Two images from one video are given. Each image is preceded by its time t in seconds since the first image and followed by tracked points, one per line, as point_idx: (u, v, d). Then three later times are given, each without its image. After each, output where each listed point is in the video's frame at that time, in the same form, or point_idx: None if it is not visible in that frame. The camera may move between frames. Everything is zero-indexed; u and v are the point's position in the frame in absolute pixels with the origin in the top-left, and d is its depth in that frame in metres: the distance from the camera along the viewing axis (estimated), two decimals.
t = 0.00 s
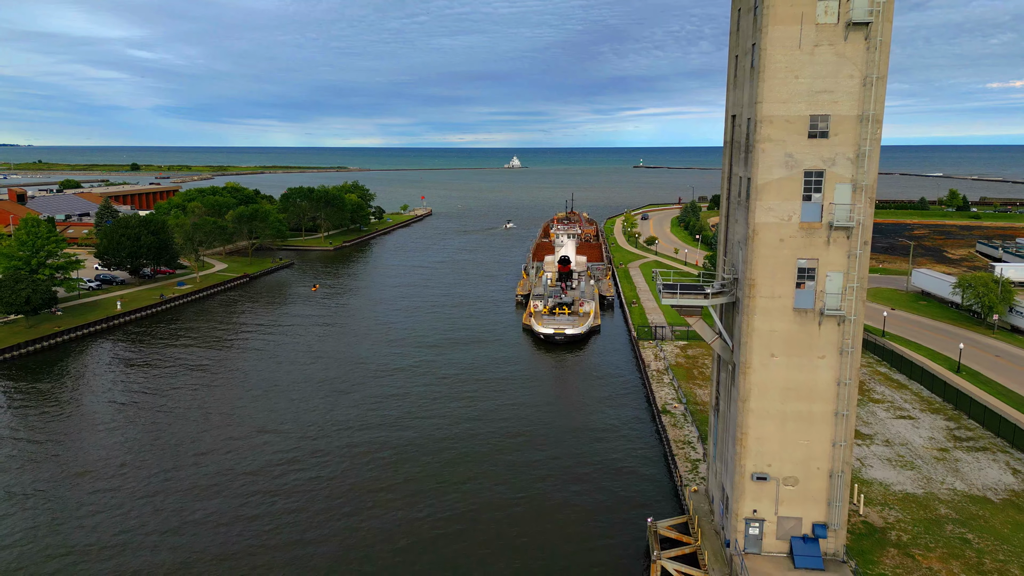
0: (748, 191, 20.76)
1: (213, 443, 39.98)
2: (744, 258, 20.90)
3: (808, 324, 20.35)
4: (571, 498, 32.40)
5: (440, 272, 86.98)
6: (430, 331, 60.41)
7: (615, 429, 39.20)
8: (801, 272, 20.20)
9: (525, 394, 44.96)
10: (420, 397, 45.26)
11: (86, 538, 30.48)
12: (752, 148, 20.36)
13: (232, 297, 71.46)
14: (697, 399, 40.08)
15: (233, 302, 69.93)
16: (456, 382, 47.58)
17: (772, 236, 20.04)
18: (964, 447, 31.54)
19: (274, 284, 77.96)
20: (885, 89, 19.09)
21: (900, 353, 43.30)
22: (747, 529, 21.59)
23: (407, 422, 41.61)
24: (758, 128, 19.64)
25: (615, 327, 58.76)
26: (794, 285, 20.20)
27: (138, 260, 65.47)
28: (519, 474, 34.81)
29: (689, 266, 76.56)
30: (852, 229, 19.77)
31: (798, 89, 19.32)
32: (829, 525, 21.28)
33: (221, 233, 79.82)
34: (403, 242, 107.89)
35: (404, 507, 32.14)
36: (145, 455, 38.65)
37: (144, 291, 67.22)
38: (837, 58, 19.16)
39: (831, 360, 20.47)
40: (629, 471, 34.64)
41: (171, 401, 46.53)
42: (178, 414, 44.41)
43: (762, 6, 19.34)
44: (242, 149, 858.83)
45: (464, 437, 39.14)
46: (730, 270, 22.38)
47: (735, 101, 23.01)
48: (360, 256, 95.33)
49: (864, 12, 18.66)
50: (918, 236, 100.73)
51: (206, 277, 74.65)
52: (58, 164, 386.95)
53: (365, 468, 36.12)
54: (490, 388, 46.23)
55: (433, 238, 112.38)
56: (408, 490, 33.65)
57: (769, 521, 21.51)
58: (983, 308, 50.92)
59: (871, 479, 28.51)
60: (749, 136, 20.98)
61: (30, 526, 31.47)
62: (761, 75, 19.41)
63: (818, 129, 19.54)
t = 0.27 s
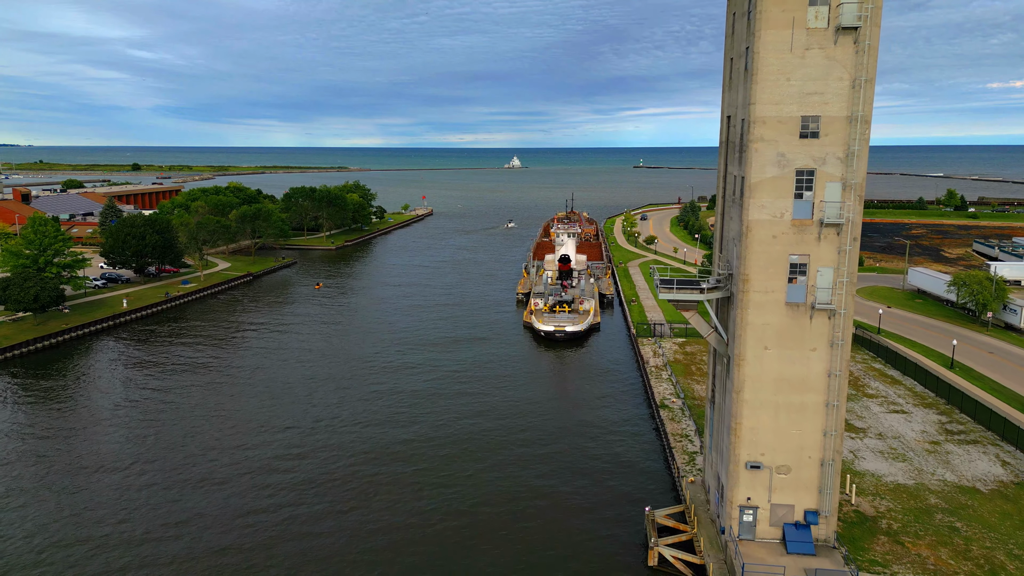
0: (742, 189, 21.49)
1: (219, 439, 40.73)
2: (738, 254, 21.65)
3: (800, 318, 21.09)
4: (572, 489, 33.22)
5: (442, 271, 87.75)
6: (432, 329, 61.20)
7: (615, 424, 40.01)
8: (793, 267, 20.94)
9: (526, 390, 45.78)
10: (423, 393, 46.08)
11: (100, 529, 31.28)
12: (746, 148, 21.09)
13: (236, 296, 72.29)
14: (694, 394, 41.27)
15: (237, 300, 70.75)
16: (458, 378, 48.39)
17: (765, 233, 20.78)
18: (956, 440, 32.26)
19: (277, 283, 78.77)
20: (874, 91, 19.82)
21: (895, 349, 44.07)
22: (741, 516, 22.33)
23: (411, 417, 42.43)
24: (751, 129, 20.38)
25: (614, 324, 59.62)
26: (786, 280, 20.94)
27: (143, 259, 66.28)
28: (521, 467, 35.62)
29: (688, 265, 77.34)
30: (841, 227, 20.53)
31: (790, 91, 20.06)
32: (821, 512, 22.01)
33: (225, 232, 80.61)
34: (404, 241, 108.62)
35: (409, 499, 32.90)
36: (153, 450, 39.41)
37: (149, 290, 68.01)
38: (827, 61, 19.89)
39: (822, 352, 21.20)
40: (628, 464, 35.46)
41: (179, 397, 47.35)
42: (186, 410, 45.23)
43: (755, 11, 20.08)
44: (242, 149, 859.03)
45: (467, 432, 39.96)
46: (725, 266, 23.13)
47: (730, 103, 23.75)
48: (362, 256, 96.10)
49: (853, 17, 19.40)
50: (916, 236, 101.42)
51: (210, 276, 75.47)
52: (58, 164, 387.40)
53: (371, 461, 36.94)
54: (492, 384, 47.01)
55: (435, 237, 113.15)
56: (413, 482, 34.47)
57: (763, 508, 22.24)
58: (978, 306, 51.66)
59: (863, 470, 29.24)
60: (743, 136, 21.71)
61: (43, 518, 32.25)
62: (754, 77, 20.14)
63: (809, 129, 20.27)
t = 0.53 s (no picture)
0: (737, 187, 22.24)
1: (225, 433, 41.51)
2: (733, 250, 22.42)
3: (792, 311, 21.86)
4: (572, 480, 34.06)
5: (443, 270, 88.56)
6: (434, 327, 62.07)
7: (614, 419, 40.88)
8: (786, 263, 21.71)
9: (528, 386, 46.62)
10: (427, 389, 46.92)
11: (112, 519, 32.06)
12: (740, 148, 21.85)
13: (239, 294, 73.09)
14: (692, 389, 42.13)
15: (240, 298, 71.54)
16: (460, 374, 49.24)
17: (758, 229, 21.55)
18: (947, 433, 33.04)
19: (280, 281, 79.59)
20: (863, 93, 20.59)
21: (889, 346, 44.87)
22: (735, 503, 23.10)
23: (414, 412, 43.29)
24: (744, 130, 21.16)
25: (614, 321, 60.47)
26: (778, 275, 21.71)
27: (148, 258, 67.14)
28: (523, 459, 36.47)
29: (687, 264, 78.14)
30: (832, 224, 21.30)
31: (782, 92, 20.82)
32: (813, 499, 22.78)
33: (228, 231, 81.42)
34: (405, 240, 109.41)
35: (413, 490, 33.66)
36: (161, 444, 40.21)
37: (154, 288, 68.85)
38: (818, 64, 20.65)
39: (814, 345, 21.97)
40: (627, 456, 36.33)
41: (185, 393, 48.18)
42: (192, 405, 46.06)
43: (749, 15, 20.85)
44: (242, 149, 858.80)
45: (469, 425, 40.80)
46: (720, 263, 23.89)
47: (725, 103, 24.51)
48: (363, 255, 96.89)
49: (842, 22, 20.16)
50: (913, 235, 102.11)
51: (214, 274, 76.32)
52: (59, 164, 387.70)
53: (375, 454, 37.78)
54: (493, 380, 47.83)
55: (436, 237, 113.92)
56: (417, 474, 35.30)
57: (756, 496, 23.02)
58: (972, 304, 52.45)
59: (856, 462, 30.03)
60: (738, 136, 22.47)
61: (56, 509, 33.05)
62: (748, 79, 20.91)
63: (801, 129, 21.04)
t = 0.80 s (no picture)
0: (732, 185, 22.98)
1: (231, 428, 42.31)
2: (728, 247, 23.18)
3: (785, 306, 22.63)
4: (573, 472, 34.93)
5: (444, 269, 89.37)
6: (436, 325, 62.89)
7: (614, 413, 41.72)
8: (779, 259, 22.48)
9: (529, 382, 47.43)
10: (429, 385, 47.75)
11: (123, 509, 32.84)
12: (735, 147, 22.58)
13: (243, 292, 73.95)
14: (690, 384, 43.03)
15: (244, 297, 72.41)
16: (462, 371, 50.10)
17: (752, 226, 22.31)
18: (938, 426, 33.80)
19: (283, 280, 80.38)
20: (852, 95, 21.34)
21: (884, 342, 45.64)
22: (730, 491, 23.86)
23: (417, 407, 44.14)
24: (739, 130, 21.92)
25: (613, 319, 61.27)
26: (771, 271, 22.46)
27: (153, 256, 67.97)
28: (525, 452, 37.30)
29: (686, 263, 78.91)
30: (823, 221, 22.05)
31: (775, 95, 21.57)
32: (805, 488, 23.56)
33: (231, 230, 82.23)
34: (407, 240, 110.16)
35: (417, 482, 34.44)
36: (168, 439, 41.00)
37: (158, 286, 69.70)
38: (809, 66, 21.40)
39: (806, 338, 22.75)
40: (627, 449, 37.11)
41: (192, 389, 49.07)
42: (200, 401, 46.93)
43: (742, 20, 21.61)
44: (242, 149, 859.88)
45: (472, 420, 41.63)
46: (716, 259, 24.65)
47: (721, 105, 25.25)
48: (365, 254, 97.69)
49: (833, 26, 20.91)
50: (911, 234, 102.87)
51: (218, 273, 77.17)
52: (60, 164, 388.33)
53: (380, 447, 38.58)
54: (495, 377, 48.66)
55: (437, 236, 114.68)
56: (421, 466, 36.12)
57: (750, 484, 23.79)
58: (966, 301, 53.22)
59: (849, 454, 30.78)
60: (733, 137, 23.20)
61: (70, 500, 33.87)
62: (743, 81, 21.66)
63: (793, 130, 21.81)
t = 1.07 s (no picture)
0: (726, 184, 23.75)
1: (238, 423, 43.14)
2: (722, 244, 23.94)
3: (778, 300, 23.39)
4: (574, 464, 35.80)
5: (445, 268, 90.22)
6: (438, 323, 63.79)
7: (613, 408, 42.60)
8: (772, 255, 23.23)
9: (530, 378, 48.33)
10: (432, 381, 48.62)
11: (134, 501, 33.68)
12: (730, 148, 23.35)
13: (247, 290, 74.87)
14: (687, 380, 43.98)
15: (248, 295, 73.34)
16: (464, 367, 50.98)
17: (746, 223, 23.08)
18: (930, 420, 34.57)
19: (286, 279, 81.22)
20: (843, 97, 22.09)
21: (879, 339, 46.46)
22: (725, 481, 24.64)
23: (421, 402, 45.01)
24: (734, 131, 22.69)
25: (613, 317, 62.16)
26: (765, 267, 23.22)
27: (158, 255, 68.89)
28: (526, 445, 38.20)
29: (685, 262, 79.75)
30: (815, 218, 22.82)
31: (768, 97, 22.35)
32: (797, 477, 24.31)
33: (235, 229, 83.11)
34: (408, 239, 111.01)
35: (420, 475, 35.26)
36: (176, 434, 41.83)
37: (163, 284, 70.63)
38: (801, 69, 22.15)
39: (798, 332, 23.51)
40: (626, 443, 38.00)
41: (200, 385, 49.99)
42: (207, 396, 47.88)
43: (737, 24, 22.37)
44: (243, 149, 860.80)
45: (474, 415, 42.55)
46: (711, 256, 25.40)
47: (716, 106, 25.99)
48: (367, 253, 98.59)
49: (824, 31, 21.66)
50: (909, 234, 103.63)
51: (222, 272, 78.09)
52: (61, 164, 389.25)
53: (384, 441, 39.44)
54: (497, 373, 49.56)
55: (438, 235, 115.56)
56: (425, 459, 36.99)
57: (745, 474, 24.56)
58: (960, 299, 54.00)
59: (842, 446, 31.55)
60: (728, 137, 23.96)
61: (83, 492, 34.76)
62: (737, 83, 22.44)
63: (785, 131, 22.58)
